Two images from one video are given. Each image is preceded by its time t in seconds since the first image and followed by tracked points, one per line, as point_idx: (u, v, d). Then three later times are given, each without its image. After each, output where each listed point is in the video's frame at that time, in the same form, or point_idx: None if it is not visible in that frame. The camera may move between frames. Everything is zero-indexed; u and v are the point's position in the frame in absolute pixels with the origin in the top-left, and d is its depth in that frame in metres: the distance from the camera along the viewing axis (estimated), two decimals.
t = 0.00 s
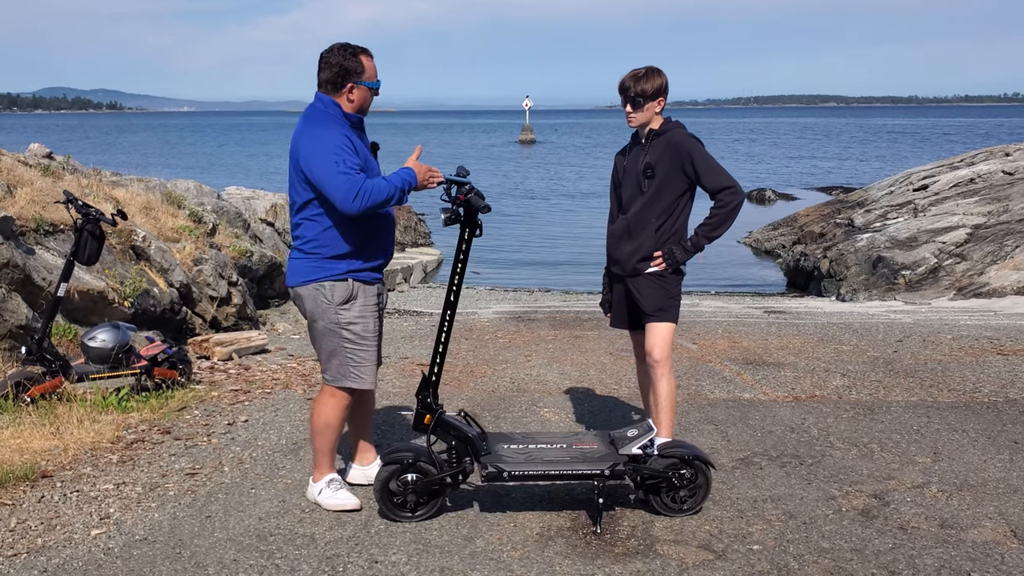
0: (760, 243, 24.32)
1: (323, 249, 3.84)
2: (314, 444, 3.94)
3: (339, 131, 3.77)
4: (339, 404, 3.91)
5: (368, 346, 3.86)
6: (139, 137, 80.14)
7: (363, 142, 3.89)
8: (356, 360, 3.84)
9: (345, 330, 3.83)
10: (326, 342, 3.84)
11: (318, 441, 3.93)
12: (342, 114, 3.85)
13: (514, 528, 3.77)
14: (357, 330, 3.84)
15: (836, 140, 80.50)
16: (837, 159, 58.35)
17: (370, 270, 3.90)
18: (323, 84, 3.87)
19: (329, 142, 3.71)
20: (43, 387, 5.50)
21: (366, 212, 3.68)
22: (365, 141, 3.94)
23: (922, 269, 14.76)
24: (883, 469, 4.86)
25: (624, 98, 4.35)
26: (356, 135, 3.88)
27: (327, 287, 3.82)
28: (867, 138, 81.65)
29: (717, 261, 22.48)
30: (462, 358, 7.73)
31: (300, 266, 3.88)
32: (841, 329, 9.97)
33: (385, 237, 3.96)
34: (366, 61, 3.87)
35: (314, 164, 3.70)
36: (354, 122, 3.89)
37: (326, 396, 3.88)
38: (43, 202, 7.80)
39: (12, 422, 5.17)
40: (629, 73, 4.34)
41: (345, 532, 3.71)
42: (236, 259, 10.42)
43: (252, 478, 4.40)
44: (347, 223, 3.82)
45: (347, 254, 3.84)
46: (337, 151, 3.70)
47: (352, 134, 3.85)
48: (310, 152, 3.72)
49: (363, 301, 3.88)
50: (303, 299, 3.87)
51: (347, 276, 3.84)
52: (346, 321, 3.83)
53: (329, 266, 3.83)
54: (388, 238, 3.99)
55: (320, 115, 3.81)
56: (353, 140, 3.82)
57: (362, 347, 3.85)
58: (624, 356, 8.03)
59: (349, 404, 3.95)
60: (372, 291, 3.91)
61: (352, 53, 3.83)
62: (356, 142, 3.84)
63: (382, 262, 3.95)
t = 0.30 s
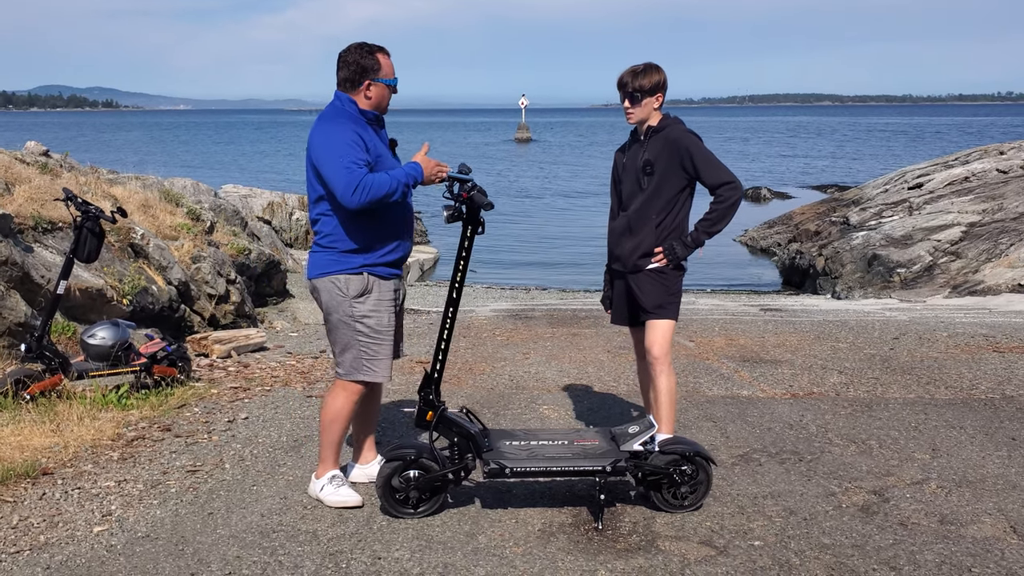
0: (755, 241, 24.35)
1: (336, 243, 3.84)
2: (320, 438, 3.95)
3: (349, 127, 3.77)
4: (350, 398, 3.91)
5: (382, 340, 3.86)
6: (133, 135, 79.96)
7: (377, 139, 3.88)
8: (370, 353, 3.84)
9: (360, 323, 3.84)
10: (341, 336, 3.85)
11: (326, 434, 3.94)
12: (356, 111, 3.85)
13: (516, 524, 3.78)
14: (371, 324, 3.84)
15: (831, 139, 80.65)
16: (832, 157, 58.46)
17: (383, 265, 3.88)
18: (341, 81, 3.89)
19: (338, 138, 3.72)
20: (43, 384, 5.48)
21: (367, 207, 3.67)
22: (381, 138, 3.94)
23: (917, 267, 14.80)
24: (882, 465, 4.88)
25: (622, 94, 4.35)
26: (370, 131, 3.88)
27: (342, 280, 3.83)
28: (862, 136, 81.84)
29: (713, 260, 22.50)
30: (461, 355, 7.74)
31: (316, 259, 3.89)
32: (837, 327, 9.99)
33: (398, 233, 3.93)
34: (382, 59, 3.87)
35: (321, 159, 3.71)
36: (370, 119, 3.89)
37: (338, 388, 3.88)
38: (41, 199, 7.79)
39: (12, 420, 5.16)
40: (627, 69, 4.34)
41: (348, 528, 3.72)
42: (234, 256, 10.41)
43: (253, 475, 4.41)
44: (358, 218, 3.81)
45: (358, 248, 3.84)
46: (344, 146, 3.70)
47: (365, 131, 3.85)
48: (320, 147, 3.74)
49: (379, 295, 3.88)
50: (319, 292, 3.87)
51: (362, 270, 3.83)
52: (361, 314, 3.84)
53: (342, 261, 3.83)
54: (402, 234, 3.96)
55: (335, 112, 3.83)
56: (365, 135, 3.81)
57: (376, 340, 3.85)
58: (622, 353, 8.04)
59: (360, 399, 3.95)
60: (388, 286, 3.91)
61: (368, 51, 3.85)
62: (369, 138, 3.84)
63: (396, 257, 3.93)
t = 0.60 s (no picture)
0: (751, 238, 24.36)
1: (355, 238, 3.84)
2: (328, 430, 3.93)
3: (372, 125, 3.76)
4: (364, 392, 3.90)
5: (398, 333, 3.87)
6: (128, 132, 79.75)
7: (397, 137, 3.88)
8: (385, 346, 3.85)
9: (377, 315, 3.84)
10: (357, 328, 3.85)
11: (335, 427, 3.92)
12: (379, 109, 3.85)
13: (518, 521, 3.78)
14: (388, 317, 3.85)
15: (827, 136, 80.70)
16: (828, 155, 58.54)
17: (400, 262, 3.90)
18: (364, 76, 3.87)
19: (361, 136, 3.71)
20: (41, 382, 5.46)
21: (386, 208, 3.68)
22: (401, 136, 3.93)
23: (913, 264, 14.81)
24: (883, 462, 4.88)
25: (622, 90, 4.35)
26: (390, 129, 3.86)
27: (360, 273, 3.84)
28: (858, 134, 81.95)
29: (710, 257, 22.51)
30: (459, 353, 7.73)
31: (333, 253, 3.90)
32: (834, 324, 10.01)
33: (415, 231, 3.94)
34: (403, 58, 3.85)
35: (343, 156, 3.71)
36: (391, 117, 3.87)
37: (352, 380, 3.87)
38: (38, 196, 7.76)
39: (10, 417, 5.14)
40: (627, 65, 4.34)
41: (350, 526, 3.71)
42: (231, 253, 10.38)
43: (254, 472, 4.40)
44: (378, 214, 3.82)
45: (377, 245, 3.85)
46: (366, 145, 3.70)
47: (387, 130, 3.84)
48: (343, 143, 3.73)
49: (396, 288, 3.90)
50: (337, 284, 3.87)
51: (380, 264, 3.85)
52: (378, 307, 3.84)
53: (359, 256, 3.84)
54: (417, 232, 3.97)
55: (357, 109, 3.82)
56: (386, 134, 3.80)
57: (391, 334, 3.86)
58: (620, 350, 8.04)
59: (371, 394, 3.94)
60: (404, 280, 3.93)
61: (389, 49, 3.83)
62: (391, 136, 3.83)
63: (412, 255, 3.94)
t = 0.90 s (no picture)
0: (747, 237, 24.38)
1: (368, 234, 3.84)
2: (334, 425, 3.90)
3: (388, 123, 3.76)
4: (374, 388, 3.88)
5: (408, 330, 3.87)
6: (122, 131, 79.54)
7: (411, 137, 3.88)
8: (395, 343, 3.84)
9: (388, 312, 3.83)
10: (368, 324, 3.83)
11: (341, 423, 3.89)
12: (394, 107, 3.85)
13: (520, 520, 3.78)
14: (399, 314, 3.85)
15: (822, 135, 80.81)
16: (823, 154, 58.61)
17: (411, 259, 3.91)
18: (379, 75, 3.87)
19: (378, 133, 3.71)
20: (39, 381, 5.42)
21: (401, 205, 3.68)
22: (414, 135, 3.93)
23: (909, 263, 14.84)
24: (883, 461, 4.89)
25: (624, 90, 4.34)
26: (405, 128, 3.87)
27: (372, 269, 3.83)
28: (853, 133, 82.09)
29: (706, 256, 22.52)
30: (458, 351, 7.73)
31: (344, 250, 3.89)
32: (830, 322, 10.02)
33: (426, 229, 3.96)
34: (418, 59, 3.85)
35: (360, 153, 3.71)
36: (405, 116, 3.88)
37: (361, 376, 3.86)
38: (35, 195, 7.74)
39: (8, 417, 5.11)
40: (629, 65, 4.33)
41: (352, 526, 3.70)
42: (227, 252, 10.35)
43: (255, 472, 4.39)
44: (391, 211, 3.83)
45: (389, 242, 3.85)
46: (383, 142, 3.70)
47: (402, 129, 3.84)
48: (359, 140, 3.73)
49: (407, 286, 3.90)
50: (348, 281, 3.86)
51: (392, 261, 3.85)
52: (390, 303, 3.84)
53: (371, 252, 3.84)
54: (428, 231, 3.98)
55: (373, 107, 3.82)
56: (401, 133, 3.81)
57: (401, 330, 3.85)
58: (618, 349, 8.04)
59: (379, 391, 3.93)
60: (413, 278, 3.94)
61: (405, 50, 3.83)
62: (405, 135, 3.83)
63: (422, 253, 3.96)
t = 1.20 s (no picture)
0: (739, 236, 24.42)
1: (367, 233, 3.83)
2: (331, 425, 3.89)
3: (389, 123, 3.75)
4: (372, 388, 3.87)
5: (404, 331, 3.86)
6: (113, 130, 79.21)
7: (412, 137, 3.88)
8: (392, 343, 3.83)
9: (385, 312, 3.82)
10: (364, 324, 3.82)
11: (338, 422, 3.88)
12: (395, 107, 3.84)
13: (519, 520, 3.77)
14: (395, 314, 3.84)
15: (814, 135, 81.00)
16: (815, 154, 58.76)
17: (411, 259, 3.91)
18: (382, 74, 3.86)
19: (379, 132, 3.71)
20: (34, 381, 5.39)
21: (401, 205, 3.68)
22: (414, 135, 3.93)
23: (901, 262, 14.88)
24: (879, 460, 4.90)
25: (623, 90, 4.34)
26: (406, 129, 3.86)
27: (369, 269, 3.82)
28: (844, 134, 82.33)
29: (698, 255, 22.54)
30: (452, 351, 7.72)
31: (343, 248, 3.88)
32: (823, 322, 10.04)
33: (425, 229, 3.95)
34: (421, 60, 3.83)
35: (361, 152, 3.70)
36: (407, 116, 3.87)
37: (357, 376, 3.84)
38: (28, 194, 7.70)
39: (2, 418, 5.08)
40: (628, 65, 4.33)
41: (350, 526, 3.70)
42: (221, 252, 10.32)
43: (251, 472, 4.37)
44: (391, 211, 3.82)
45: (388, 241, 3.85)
46: (383, 142, 3.69)
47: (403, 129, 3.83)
48: (360, 139, 3.72)
49: (404, 287, 3.89)
50: (345, 280, 3.85)
51: (391, 260, 3.84)
52: (386, 303, 3.83)
53: (370, 251, 3.83)
54: (426, 231, 3.98)
55: (374, 106, 3.81)
56: (403, 133, 3.80)
57: (398, 330, 3.84)
58: (613, 349, 8.04)
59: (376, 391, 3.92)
60: (411, 278, 3.93)
61: (408, 49, 3.82)
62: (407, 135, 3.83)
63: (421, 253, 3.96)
